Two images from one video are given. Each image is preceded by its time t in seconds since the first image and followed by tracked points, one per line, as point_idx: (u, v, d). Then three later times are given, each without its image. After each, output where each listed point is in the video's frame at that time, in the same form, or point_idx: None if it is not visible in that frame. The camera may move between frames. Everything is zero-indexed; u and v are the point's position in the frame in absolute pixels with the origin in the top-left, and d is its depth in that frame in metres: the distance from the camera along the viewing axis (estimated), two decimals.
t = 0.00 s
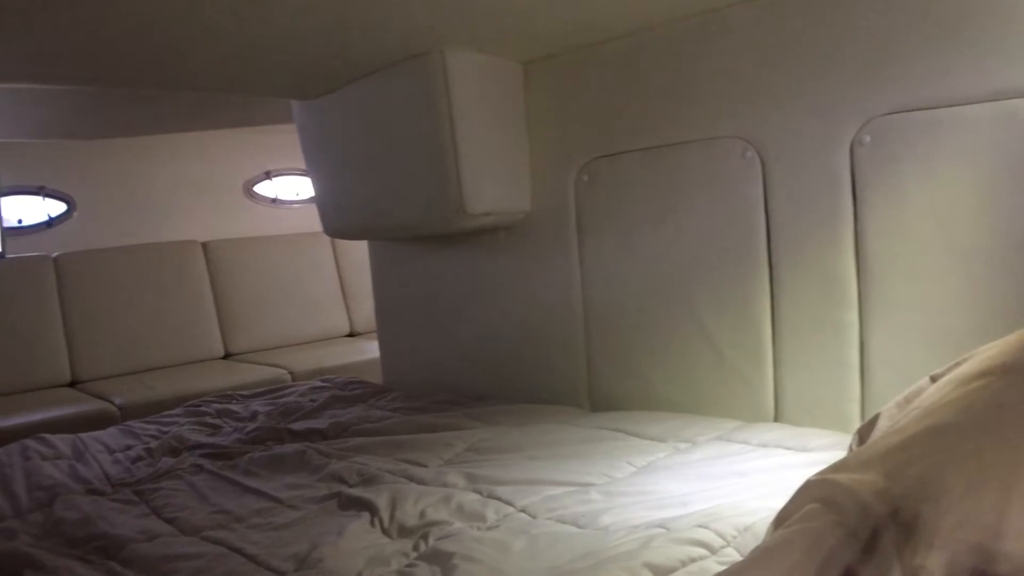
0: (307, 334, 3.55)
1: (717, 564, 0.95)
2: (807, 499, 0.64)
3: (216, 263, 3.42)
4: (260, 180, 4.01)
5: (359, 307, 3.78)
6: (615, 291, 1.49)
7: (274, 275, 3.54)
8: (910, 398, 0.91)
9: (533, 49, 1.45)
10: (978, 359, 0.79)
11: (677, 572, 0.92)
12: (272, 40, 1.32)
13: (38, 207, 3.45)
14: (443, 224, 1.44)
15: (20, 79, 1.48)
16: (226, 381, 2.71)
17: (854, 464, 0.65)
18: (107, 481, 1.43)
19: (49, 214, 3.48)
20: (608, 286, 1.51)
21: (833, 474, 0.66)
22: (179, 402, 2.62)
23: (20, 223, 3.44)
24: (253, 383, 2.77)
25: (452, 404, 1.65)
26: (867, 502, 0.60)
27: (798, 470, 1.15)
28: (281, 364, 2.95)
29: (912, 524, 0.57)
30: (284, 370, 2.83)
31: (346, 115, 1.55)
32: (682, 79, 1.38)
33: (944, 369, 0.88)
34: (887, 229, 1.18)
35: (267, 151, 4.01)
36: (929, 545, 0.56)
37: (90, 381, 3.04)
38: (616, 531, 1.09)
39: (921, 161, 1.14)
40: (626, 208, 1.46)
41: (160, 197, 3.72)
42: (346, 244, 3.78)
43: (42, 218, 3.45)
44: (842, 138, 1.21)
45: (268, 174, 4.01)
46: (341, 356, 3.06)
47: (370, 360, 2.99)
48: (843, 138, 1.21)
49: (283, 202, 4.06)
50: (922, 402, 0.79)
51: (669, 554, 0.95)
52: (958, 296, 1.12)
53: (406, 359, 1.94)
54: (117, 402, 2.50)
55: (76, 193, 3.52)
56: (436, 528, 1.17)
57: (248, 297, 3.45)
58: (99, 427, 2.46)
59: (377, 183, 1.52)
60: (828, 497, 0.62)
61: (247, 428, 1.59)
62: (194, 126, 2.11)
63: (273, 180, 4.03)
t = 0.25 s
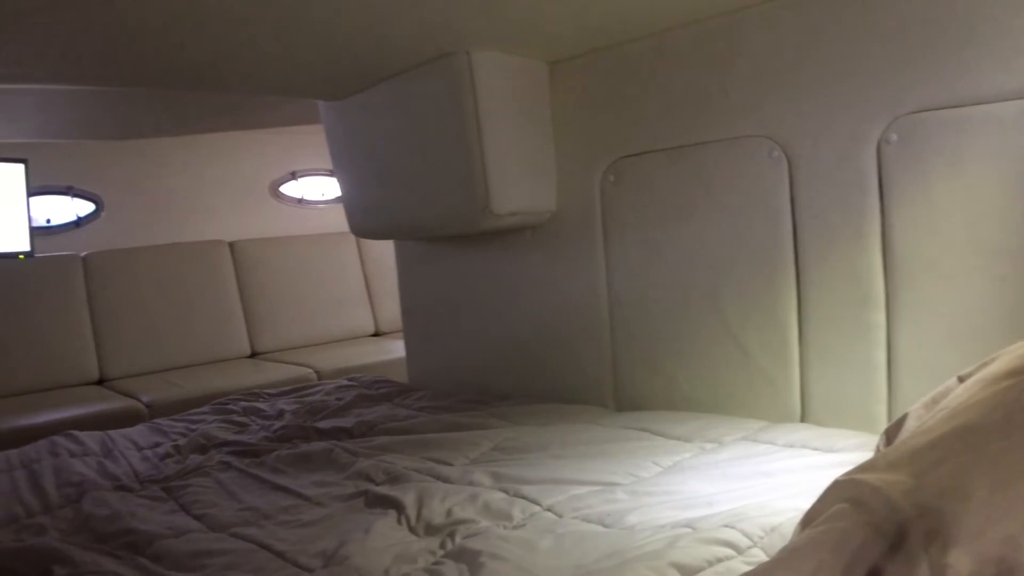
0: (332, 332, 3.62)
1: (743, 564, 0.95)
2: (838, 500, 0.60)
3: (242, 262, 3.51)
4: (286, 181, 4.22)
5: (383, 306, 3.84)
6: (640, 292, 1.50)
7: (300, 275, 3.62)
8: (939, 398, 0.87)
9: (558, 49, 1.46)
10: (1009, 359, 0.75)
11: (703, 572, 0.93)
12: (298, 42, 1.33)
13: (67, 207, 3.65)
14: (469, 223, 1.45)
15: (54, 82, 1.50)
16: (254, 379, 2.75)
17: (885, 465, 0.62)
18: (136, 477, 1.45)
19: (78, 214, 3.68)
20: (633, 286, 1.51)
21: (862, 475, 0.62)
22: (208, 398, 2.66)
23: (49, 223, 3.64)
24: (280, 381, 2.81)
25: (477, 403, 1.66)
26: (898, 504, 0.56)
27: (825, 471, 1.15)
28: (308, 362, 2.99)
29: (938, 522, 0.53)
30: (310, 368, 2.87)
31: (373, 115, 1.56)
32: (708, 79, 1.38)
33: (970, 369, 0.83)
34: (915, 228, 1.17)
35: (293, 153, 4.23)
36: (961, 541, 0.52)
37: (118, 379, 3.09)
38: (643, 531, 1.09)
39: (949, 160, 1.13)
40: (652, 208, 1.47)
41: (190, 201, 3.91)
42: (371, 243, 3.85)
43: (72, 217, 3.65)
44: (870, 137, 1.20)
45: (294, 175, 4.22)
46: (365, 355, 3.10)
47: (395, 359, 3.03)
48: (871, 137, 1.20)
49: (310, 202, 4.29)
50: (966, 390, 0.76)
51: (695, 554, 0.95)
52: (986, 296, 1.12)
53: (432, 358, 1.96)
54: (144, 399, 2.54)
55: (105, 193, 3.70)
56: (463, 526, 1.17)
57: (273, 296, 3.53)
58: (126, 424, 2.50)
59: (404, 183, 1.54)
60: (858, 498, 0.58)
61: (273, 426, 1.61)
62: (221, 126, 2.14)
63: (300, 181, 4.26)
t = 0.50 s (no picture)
0: (362, 330, 3.67)
1: (776, 563, 0.95)
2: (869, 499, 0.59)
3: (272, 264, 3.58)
4: (318, 180, 4.33)
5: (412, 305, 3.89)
6: (672, 292, 1.51)
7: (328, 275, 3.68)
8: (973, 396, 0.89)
9: (590, 48, 1.47)
10: None
11: (738, 570, 0.93)
12: (330, 43, 1.34)
13: (99, 204, 3.74)
14: (502, 222, 1.46)
15: (95, 84, 1.54)
16: (286, 376, 2.80)
17: (919, 464, 0.60)
18: (170, 472, 1.47)
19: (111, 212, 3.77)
20: (665, 286, 1.52)
21: (895, 473, 0.60)
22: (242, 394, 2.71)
23: (82, 220, 3.72)
24: (312, 378, 2.85)
25: (509, 401, 1.67)
26: (936, 504, 0.54)
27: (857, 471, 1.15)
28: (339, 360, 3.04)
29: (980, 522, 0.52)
30: (341, 366, 2.91)
31: (406, 115, 1.57)
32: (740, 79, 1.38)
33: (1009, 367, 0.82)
34: (950, 228, 1.17)
35: (323, 152, 4.31)
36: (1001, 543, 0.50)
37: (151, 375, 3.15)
38: (675, 529, 1.10)
39: (985, 160, 1.13)
40: (683, 208, 1.48)
41: (219, 201, 4.01)
42: (400, 242, 3.91)
43: (104, 216, 3.73)
44: (903, 136, 1.20)
45: (325, 174, 4.32)
46: (394, 354, 3.13)
47: (426, 357, 3.07)
48: (904, 136, 1.20)
49: (340, 201, 4.39)
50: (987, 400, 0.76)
51: (730, 552, 0.96)
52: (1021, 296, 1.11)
53: (465, 356, 1.98)
54: (177, 395, 2.59)
55: (137, 191, 3.79)
56: (495, 523, 1.18)
57: (303, 295, 3.60)
58: (158, 419, 2.55)
59: (437, 182, 1.55)
60: (893, 497, 0.57)
61: (306, 422, 1.62)
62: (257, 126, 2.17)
63: (331, 180, 4.35)
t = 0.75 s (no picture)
0: (391, 328, 3.74)
1: (805, 561, 0.95)
2: (903, 497, 0.60)
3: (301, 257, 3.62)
4: (346, 178, 4.32)
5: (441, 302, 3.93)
6: (701, 290, 1.52)
7: (356, 274, 3.72)
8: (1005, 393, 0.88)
9: (620, 45, 1.47)
10: None
11: (767, 568, 0.93)
12: (360, 42, 1.36)
13: (130, 202, 3.74)
14: (531, 219, 1.47)
15: (132, 84, 1.57)
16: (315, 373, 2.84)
17: (949, 462, 0.60)
18: (200, 466, 1.48)
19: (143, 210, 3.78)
20: (694, 284, 1.53)
21: (925, 472, 0.61)
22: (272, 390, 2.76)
23: (112, 218, 3.72)
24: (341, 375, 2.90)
25: (538, 398, 1.68)
26: (968, 502, 0.55)
27: (886, 469, 1.15)
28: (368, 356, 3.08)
29: (1012, 519, 0.53)
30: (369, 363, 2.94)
31: (435, 113, 1.59)
32: (770, 75, 1.39)
33: None
34: (981, 225, 1.16)
35: (351, 150, 4.31)
36: None
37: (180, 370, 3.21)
38: (704, 526, 1.10)
39: (1017, 157, 1.12)
40: (712, 206, 1.48)
41: (248, 200, 4.03)
42: (428, 241, 3.95)
43: (135, 214, 3.74)
44: (934, 133, 1.20)
45: (352, 172, 4.31)
46: (420, 351, 3.16)
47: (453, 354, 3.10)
48: (935, 133, 1.20)
49: (368, 198, 4.37)
50: (1015, 401, 0.77)
51: (759, 550, 0.96)
52: None
53: (494, 352, 1.99)
54: (207, 391, 2.64)
55: (167, 188, 3.80)
56: (524, 518, 1.18)
57: (333, 293, 3.64)
58: (187, 414, 2.60)
59: (467, 180, 1.57)
60: (925, 496, 0.58)
61: (336, 418, 1.63)
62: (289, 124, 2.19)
63: (358, 177, 4.34)
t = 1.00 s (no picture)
0: (419, 322, 3.79)
1: (836, 557, 0.96)
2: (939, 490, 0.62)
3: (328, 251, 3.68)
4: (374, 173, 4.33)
5: (468, 297, 4.00)
6: (730, 286, 1.52)
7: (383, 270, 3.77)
8: None
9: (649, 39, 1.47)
10: None
11: (797, 563, 0.93)
12: (389, 38, 1.37)
13: (160, 197, 3.79)
14: (561, 214, 1.47)
15: (167, 82, 1.60)
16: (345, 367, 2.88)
17: (983, 458, 0.61)
18: (231, 459, 1.50)
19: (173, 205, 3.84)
20: (723, 280, 1.53)
21: (960, 468, 0.63)
22: (304, 382, 2.82)
23: (143, 213, 3.77)
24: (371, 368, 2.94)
25: (568, 392, 1.68)
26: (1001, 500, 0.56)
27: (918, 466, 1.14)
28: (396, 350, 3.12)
29: None
30: (398, 357, 2.98)
31: (465, 109, 1.60)
32: (801, 69, 1.38)
33: None
34: (1014, 221, 1.16)
35: (378, 146, 4.33)
36: None
37: (210, 365, 3.27)
38: (735, 521, 1.10)
39: None
40: (742, 202, 1.49)
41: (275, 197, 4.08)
42: (456, 237, 4.02)
43: (165, 208, 3.80)
44: (966, 127, 1.19)
45: (382, 167, 4.32)
46: (448, 346, 3.19)
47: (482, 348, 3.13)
48: (967, 126, 1.19)
49: (396, 193, 4.36)
50: None
51: (789, 545, 0.96)
52: None
53: (523, 347, 2.00)
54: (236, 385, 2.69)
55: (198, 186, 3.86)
56: (555, 512, 1.19)
57: (361, 288, 3.70)
58: (217, 406, 2.66)
59: (496, 176, 1.58)
60: (955, 492, 0.59)
61: (365, 411, 1.65)
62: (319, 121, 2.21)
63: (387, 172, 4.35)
